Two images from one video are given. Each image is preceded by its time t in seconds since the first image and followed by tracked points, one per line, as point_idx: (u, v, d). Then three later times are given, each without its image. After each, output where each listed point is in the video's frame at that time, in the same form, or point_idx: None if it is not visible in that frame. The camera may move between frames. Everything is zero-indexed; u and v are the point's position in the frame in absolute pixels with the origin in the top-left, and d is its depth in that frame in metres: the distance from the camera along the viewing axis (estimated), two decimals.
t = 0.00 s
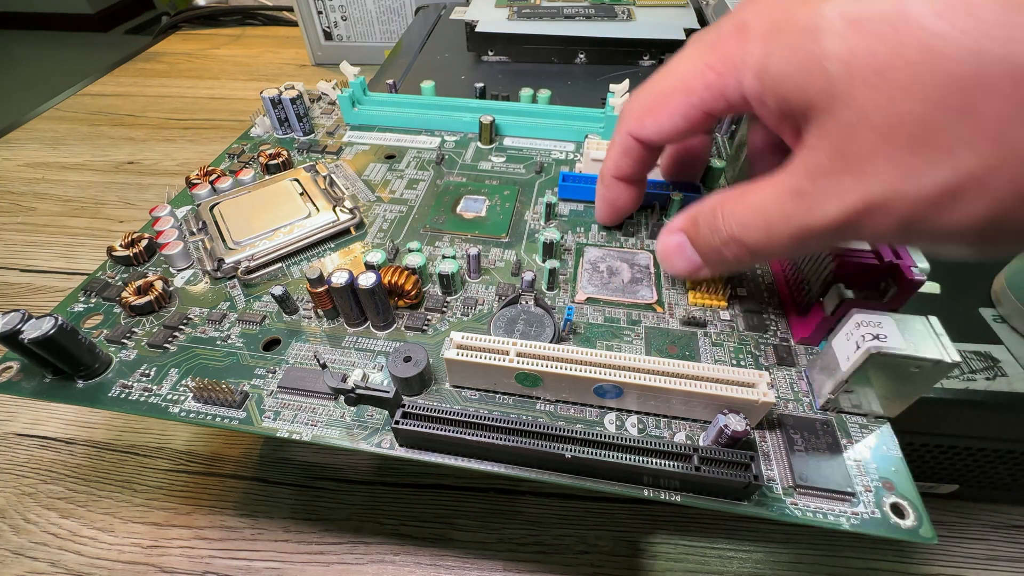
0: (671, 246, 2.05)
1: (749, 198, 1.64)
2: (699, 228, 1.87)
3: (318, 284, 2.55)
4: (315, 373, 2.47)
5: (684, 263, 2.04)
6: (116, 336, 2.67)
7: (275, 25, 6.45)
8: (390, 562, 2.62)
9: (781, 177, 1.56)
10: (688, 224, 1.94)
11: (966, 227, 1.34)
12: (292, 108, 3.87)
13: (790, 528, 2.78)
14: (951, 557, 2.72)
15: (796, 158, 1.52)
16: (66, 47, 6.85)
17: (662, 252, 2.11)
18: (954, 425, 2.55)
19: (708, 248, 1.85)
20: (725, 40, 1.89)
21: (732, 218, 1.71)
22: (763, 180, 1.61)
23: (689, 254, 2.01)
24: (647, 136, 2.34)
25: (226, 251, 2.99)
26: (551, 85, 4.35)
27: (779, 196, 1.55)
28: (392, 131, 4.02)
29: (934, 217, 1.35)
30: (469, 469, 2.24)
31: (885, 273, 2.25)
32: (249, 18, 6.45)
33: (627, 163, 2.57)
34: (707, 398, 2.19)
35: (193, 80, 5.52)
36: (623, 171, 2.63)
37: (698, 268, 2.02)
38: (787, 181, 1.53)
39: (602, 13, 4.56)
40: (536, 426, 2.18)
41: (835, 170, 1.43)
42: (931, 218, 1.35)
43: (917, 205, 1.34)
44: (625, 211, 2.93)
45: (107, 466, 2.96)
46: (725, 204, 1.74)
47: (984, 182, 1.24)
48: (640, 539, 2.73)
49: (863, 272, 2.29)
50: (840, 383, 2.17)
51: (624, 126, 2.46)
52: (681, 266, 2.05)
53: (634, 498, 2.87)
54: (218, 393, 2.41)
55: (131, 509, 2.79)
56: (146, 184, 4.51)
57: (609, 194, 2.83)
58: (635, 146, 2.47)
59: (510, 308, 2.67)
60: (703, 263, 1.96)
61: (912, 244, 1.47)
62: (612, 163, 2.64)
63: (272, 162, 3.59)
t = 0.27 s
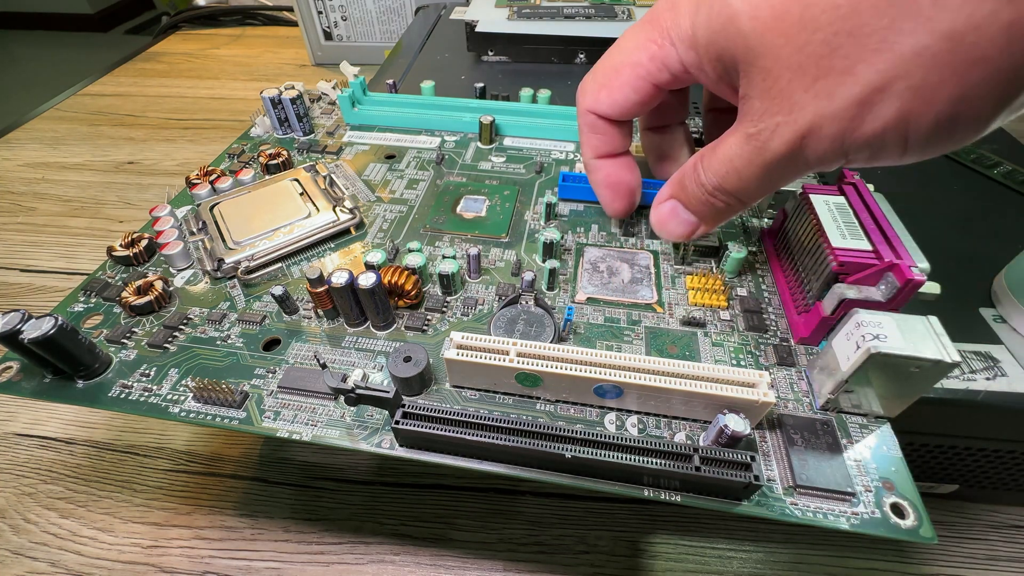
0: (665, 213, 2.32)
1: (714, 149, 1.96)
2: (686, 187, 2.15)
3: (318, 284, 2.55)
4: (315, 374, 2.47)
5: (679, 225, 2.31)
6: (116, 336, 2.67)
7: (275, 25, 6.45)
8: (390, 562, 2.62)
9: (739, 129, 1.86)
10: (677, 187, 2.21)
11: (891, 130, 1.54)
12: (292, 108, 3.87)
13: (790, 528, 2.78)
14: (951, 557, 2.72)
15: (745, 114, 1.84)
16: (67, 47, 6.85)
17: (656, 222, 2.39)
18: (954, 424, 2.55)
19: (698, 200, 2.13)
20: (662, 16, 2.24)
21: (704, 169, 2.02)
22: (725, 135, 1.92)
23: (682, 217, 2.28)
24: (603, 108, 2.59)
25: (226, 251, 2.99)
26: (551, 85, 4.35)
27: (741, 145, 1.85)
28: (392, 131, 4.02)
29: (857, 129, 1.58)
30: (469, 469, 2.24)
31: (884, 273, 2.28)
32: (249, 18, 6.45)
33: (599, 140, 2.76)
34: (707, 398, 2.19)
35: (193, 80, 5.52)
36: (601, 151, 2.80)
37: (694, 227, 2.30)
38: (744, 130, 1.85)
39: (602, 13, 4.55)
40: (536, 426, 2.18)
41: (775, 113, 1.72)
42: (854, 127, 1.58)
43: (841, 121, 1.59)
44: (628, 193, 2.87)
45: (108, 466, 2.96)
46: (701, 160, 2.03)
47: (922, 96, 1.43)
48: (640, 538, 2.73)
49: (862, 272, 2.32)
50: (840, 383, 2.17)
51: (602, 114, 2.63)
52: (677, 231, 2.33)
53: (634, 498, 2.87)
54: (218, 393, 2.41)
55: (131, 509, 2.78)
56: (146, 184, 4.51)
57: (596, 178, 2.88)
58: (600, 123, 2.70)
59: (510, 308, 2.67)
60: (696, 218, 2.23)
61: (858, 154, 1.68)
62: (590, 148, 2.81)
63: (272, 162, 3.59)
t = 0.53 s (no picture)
0: (750, 180, 1.40)
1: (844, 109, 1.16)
2: (791, 153, 1.29)
3: (318, 284, 2.55)
4: (315, 373, 2.47)
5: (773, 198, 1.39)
6: (116, 336, 2.67)
7: (275, 25, 6.45)
8: (390, 562, 2.62)
9: (892, 86, 1.08)
10: (775, 149, 1.33)
11: None
12: (292, 107, 3.87)
13: (790, 528, 2.78)
14: (951, 557, 2.72)
15: (921, 47, 1.00)
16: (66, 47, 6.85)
17: (735, 192, 1.45)
18: (955, 425, 2.54)
19: (798, 175, 1.31)
20: None
21: (818, 138, 1.21)
22: (871, 90, 1.12)
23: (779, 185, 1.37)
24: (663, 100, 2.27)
25: (226, 251, 2.99)
26: (551, 85, 4.35)
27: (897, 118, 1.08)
28: (392, 131, 4.02)
29: None
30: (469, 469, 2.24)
31: (884, 273, 2.28)
32: (249, 18, 6.45)
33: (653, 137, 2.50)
34: (706, 398, 2.19)
35: (193, 80, 5.52)
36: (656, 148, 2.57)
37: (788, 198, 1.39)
38: (973, 51, 0.93)
39: (602, 13, 4.55)
40: (535, 426, 2.18)
41: (926, 58, 1.00)
42: None
43: None
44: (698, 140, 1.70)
45: (107, 466, 2.96)
46: (809, 122, 1.23)
47: None
48: (640, 538, 2.73)
49: (862, 272, 2.32)
50: (840, 383, 2.17)
51: (669, 80, 1.59)
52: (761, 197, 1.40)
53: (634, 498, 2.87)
54: (218, 393, 2.41)
55: (131, 509, 2.78)
56: (146, 184, 4.51)
57: (651, 158, 1.76)
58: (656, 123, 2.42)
59: (510, 308, 2.67)
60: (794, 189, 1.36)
61: None
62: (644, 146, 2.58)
63: (272, 162, 3.59)
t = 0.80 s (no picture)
0: (782, 236, 1.61)
1: (876, 214, 1.26)
2: (820, 226, 1.47)
3: (318, 284, 2.55)
4: (315, 373, 2.47)
5: (796, 255, 1.62)
6: (116, 336, 2.67)
7: (275, 25, 6.45)
8: (390, 562, 2.62)
9: (922, 202, 1.17)
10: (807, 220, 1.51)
11: None
12: (292, 108, 3.87)
13: (790, 528, 2.78)
14: (951, 557, 2.72)
15: (957, 178, 1.06)
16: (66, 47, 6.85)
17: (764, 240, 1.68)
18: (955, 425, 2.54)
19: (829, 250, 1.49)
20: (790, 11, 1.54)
21: (855, 231, 1.33)
22: (894, 204, 1.23)
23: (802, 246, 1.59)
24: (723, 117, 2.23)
25: (226, 251, 2.99)
26: (551, 85, 4.35)
27: (918, 230, 1.18)
28: (392, 131, 4.03)
29: None
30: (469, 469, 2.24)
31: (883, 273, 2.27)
32: (249, 18, 6.45)
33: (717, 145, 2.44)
34: (706, 398, 2.19)
35: (193, 80, 5.52)
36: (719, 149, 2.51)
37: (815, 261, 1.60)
38: (1000, 198, 0.99)
39: (602, 13, 4.55)
40: (535, 425, 2.18)
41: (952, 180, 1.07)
42: None
43: None
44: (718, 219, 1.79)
45: (107, 466, 2.96)
46: (851, 211, 1.34)
47: None
48: (640, 539, 2.73)
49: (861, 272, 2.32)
50: (840, 383, 2.17)
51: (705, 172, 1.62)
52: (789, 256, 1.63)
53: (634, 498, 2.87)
54: (218, 393, 2.42)
55: (131, 509, 2.78)
56: (146, 184, 4.51)
57: (686, 221, 1.79)
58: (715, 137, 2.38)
59: (510, 308, 2.67)
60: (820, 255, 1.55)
61: None
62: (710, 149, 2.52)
63: (272, 162, 3.59)
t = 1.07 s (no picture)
0: (762, 235, 1.87)
1: (860, 200, 1.50)
2: (799, 223, 1.69)
3: (318, 284, 2.55)
4: (315, 373, 2.47)
5: (776, 255, 1.86)
6: (116, 337, 2.67)
7: (275, 25, 6.45)
8: (390, 562, 2.62)
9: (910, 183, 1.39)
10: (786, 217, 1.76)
11: None
12: (292, 108, 3.87)
13: (790, 528, 2.78)
14: (951, 557, 2.72)
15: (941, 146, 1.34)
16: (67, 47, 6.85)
17: (747, 242, 1.93)
18: (955, 424, 2.54)
19: (806, 250, 1.70)
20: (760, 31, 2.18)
21: (835, 219, 1.56)
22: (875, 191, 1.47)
23: (781, 247, 1.82)
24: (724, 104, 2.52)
25: (226, 251, 2.99)
26: (551, 85, 4.35)
27: (903, 212, 1.41)
28: (392, 131, 4.03)
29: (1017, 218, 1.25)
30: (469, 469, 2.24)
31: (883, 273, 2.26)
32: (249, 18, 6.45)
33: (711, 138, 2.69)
34: (706, 398, 2.18)
35: (193, 80, 5.52)
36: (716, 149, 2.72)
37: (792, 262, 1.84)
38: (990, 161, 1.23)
39: (602, 13, 4.55)
40: (535, 425, 2.18)
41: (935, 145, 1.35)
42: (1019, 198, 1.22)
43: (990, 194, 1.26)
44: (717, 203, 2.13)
45: (107, 466, 2.96)
46: (831, 203, 1.57)
47: None
48: (640, 538, 2.73)
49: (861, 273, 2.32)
50: (839, 383, 2.18)
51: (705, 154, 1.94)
52: (770, 258, 1.88)
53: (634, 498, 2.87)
54: (218, 393, 2.42)
55: (132, 509, 2.79)
56: (146, 184, 4.51)
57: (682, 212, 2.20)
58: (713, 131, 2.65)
59: (510, 308, 2.67)
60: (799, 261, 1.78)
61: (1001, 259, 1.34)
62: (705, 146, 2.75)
63: (272, 162, 3.59)
